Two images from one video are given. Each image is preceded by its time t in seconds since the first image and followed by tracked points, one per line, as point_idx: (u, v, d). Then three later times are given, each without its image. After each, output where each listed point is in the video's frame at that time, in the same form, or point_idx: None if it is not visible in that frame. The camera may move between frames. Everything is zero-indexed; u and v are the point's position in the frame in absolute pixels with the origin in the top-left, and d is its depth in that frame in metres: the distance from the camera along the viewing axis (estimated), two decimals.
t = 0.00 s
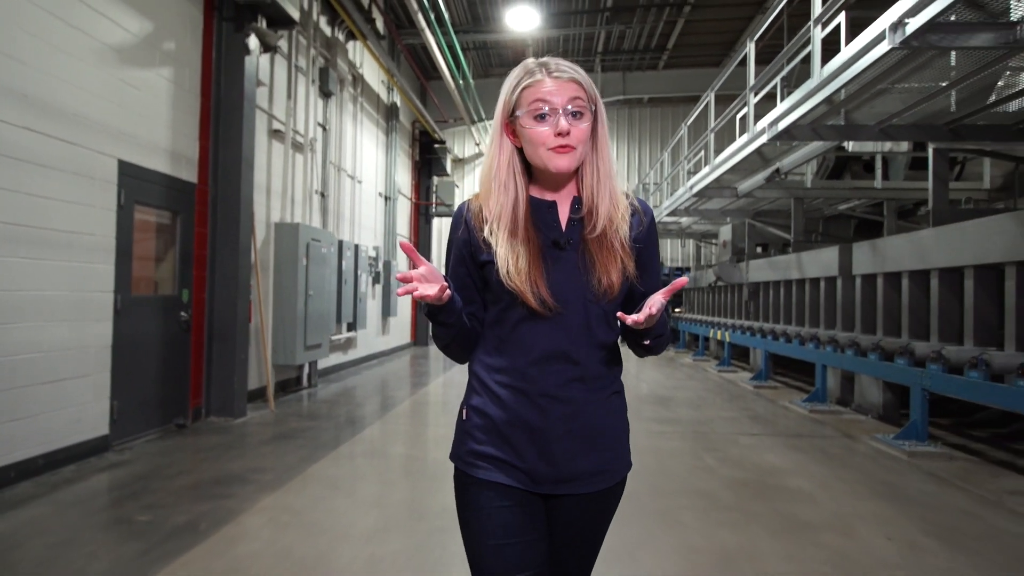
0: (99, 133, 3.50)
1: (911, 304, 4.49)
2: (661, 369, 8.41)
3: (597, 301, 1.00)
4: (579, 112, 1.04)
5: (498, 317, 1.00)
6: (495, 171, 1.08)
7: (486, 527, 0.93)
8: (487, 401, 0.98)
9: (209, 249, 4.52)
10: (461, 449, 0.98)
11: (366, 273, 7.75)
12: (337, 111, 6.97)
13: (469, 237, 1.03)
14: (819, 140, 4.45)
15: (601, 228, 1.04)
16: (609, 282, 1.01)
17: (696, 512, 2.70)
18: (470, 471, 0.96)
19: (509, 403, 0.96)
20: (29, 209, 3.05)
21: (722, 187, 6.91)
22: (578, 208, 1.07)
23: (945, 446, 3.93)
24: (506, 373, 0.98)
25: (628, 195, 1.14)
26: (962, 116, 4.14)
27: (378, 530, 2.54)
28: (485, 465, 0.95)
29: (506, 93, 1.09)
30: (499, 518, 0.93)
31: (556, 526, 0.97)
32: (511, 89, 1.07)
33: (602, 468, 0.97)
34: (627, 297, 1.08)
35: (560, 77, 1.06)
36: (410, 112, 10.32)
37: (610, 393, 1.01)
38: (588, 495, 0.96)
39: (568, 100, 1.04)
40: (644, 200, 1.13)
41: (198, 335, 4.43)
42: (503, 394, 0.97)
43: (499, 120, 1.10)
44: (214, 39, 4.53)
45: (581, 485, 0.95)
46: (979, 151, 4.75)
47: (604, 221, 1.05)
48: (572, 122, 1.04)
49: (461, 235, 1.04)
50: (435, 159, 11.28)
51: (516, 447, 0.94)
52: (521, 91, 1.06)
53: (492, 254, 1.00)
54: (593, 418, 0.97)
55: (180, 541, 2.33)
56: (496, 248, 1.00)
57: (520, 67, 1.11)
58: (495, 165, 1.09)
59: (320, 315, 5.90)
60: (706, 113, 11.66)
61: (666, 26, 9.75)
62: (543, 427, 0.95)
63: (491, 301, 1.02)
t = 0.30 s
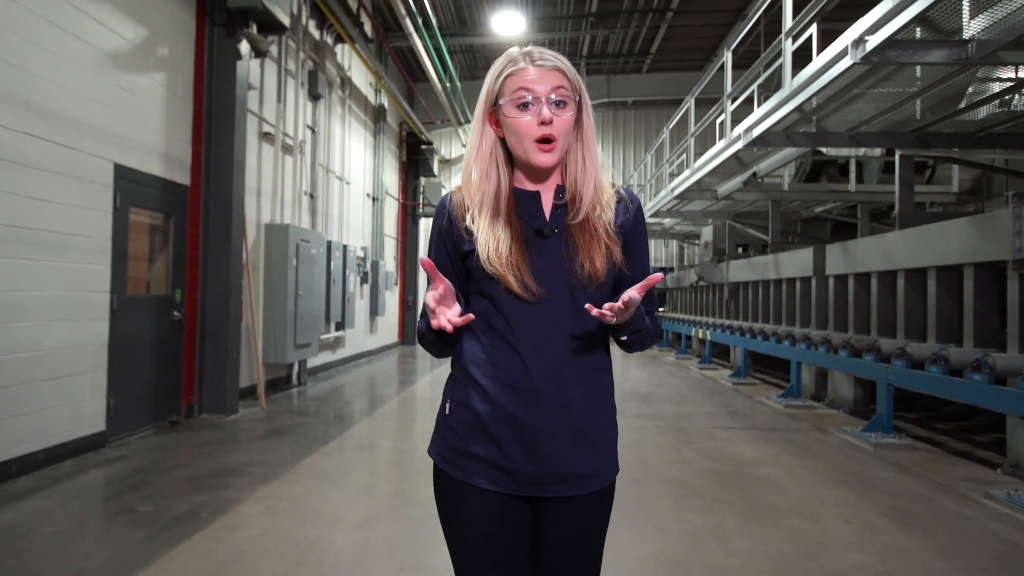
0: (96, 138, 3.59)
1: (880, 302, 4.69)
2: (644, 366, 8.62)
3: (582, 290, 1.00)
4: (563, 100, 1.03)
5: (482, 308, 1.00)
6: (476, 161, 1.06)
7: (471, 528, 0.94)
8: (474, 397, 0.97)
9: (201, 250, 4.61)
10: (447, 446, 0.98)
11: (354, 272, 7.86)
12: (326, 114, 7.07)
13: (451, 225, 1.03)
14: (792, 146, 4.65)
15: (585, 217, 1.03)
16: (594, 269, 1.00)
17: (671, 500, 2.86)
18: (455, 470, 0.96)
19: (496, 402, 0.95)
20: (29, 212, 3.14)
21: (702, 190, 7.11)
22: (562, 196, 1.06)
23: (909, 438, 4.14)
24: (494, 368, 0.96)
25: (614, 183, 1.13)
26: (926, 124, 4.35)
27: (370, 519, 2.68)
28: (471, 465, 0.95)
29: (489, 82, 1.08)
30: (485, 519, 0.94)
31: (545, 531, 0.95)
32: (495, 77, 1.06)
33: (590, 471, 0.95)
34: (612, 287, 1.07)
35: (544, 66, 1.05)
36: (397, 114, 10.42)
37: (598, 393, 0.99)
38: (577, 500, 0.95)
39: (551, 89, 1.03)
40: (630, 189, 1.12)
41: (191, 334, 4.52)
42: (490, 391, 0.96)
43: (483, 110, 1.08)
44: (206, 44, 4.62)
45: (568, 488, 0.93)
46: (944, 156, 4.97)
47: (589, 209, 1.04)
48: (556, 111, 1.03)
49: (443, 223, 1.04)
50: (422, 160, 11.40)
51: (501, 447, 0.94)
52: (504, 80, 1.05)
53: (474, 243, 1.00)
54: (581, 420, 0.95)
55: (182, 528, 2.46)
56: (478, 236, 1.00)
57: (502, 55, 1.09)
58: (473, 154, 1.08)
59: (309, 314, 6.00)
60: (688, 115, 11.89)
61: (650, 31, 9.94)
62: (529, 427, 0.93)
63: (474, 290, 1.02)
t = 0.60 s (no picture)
0: (101, 144, 3.71)
1: (859, 302, 4.87)
2: (634, 365, 8.80)
3: (571, 293, 0.99)
4: (531, 94, 1.05)
5: (471, 305, 0.99)
6: (472, 163, 1.11)
7: (463, 522, 0.93)
8: (462, 394, 0.96)
9: (202, 251, 4.73)
10: (438, 443, 0.98)
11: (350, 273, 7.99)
12: (322, 117, 7.20)
13: (447, 223, 1.03)
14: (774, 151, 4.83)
15: (575, 218, 1.03)
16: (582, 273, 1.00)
17: (653, 490, 3.02)
18: (446, 466, 0.95)
19: (482, 397, 0.93)
20: (39, 217, 3.27)
21: (690, 192, 7.29)
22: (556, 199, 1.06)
23: (884, 432, 4.31)
24: (481, 364, 0.95)
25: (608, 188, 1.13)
26: (903, 130, 4.52)
27: (369, 509, 2.82)
28: (460, 460, 0.94)
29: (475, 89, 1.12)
30: (475, 514, 0.93)
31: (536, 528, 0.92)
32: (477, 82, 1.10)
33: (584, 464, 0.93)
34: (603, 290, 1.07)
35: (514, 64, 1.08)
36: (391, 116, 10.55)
37: (586, 386, 0.98)
38: (569, 493, 0.92)
39: (521, 83, 1.05)
40: (624, 196, 1.12)
41: (192, 334, 4.65)
42: (477, 387, 0.95)
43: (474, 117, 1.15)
44: (206, 51, 4.74)
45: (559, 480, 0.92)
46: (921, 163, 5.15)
47: (579, 209, 1.04)
48: (527, 105, 1.05)
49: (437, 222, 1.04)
50: (416, 161, 11.53)
51: (490, 444, 0.92)
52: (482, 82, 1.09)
53: (471, 240, 1.00)
54: (570, 413, 0.94)
55: (192, 517, 2.60)
56: (473, 233, 1.00)
57: (488, 61, 1.12)
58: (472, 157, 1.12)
59: (306, 314, 6.13)
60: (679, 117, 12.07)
61: (640, 35, 10.12)
62: (517, 420, 0.92)
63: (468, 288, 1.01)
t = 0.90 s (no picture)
0: (115, 149, 3.85)
1: (845, 302, 5.03)
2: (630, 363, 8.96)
3: (571, 299, 1.01)
4: (536, 108, 1.08)
5: (475, 316, 1.04)
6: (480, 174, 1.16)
7: (466, 526, 0.98)
8: (464, 403, 1.01)
9: (209, 252, 4.88)
10: (442, 450, 1.03)
11: (350, 273, 8.13)
12: (323, 121, 7.34)
13: (452, 238, 1.08)
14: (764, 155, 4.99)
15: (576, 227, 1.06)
16: (581, 280, 1.02)
17: (644, 480, 3.19)
18: (450, 472, 1.00)
19: (481, 406, 0.98)
20: (58, 220, 3.42)
21: (684, 194, 7.45)
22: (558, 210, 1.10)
23: (868, 427, 4.47)
24: (481, 373, 0.99)
25: (611, 200, 1.16)
26: (887, 136, 4.68)
27: (375, 498, 2.97)
28: (463, 467, 0.98)
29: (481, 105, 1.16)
30: (476, 518, 0.97)
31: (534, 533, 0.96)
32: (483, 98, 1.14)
33: (584, 472, 0.97)
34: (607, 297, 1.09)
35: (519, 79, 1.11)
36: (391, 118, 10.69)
37: (587, 395, 1.01)
38: (568, 500, 0.96)
39: (526, 97, 1.08)
40: (626, 207, 1.15)
41: (200, 332, 4.79)
42: (478, 396, 0.99)
43: (481, 128, 1.18)
44: (213, 58, 4.88)
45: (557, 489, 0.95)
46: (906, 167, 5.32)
47: (580, 219, 1.07)
48: (531, 119, 1.08)
49: (443, 237, 1.09)
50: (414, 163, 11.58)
51: (491, 452, 0.97)
52: (487, 98, 1.12)
53: (473, 252, 1.05)
54: (570, 423, 0.97)
55: (207, 504, 2.76)
56: (474, 243, 1.05)
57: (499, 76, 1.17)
58: (481, 167, 1.16)
59: (309, 314, 6.27)
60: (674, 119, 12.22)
61: (636, 39, 10.28)
62: (515, 429, 0.96)
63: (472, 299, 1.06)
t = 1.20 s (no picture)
0: (126, 153, 3.99)
1: (832, 301, 5.19)
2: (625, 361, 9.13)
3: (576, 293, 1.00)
4: (547, 101, 1.04)
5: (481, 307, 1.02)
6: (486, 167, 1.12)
7: (478, 526, 0.93)
8: (472, 394, 0.97)
9: (215, 253, 5.01)
10: (451, 447, 0.98)
11: (350, 273, 8.27)
12: (324, 123, 7.48)
13: (457, 230, 1.06)
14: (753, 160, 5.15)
15: (583, 222, 1.03)
16: (587, 274, 1.00)
17: (635, 471, 3.34)
18: (461, 469, 0.95)
19: (492, 396, 0.94)
20: (74, 222, 3.56)
21: (678, 196, 7.61)
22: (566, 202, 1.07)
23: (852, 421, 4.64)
24: (491, 363, 0.95)
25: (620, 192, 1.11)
26: (872, 142, 4.86)
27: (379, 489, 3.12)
28: (473, 462, 0.93)
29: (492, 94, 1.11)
30: (490, 515, 0.93)
31: (550, 525, 0.94)
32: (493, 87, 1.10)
33: (597, 461, 0.93)
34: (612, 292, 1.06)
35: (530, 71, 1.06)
36: (390, 120, 10.83)
37: (600, 382, 0.97)
38: (584, 491, 0.93)
39: (537, 90, 1.05)
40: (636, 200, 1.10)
41: (206, 330, 4.93)
42: (488, 386, 0.95)
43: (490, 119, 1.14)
44: (219, 64, 5.03)
45: (574, 481, 0.92)
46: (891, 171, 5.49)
47: (589, 213, 1.04)
48: (542, 112, 1.04)
49: (449, 229, 1.07)
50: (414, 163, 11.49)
51: (500, 443, 0.92)
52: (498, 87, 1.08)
53: (480, 245, 1.02)
54: (584, 411, 0.93)
55: (220, 493, 2.91)
56: (480, 239, 1.03)
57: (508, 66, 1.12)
58: (488, 159, 1.12)
59: (310, 313, 6.41)
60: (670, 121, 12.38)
61: (631, 43, 10.44)
62: (527, 421, 0.92)
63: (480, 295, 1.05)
